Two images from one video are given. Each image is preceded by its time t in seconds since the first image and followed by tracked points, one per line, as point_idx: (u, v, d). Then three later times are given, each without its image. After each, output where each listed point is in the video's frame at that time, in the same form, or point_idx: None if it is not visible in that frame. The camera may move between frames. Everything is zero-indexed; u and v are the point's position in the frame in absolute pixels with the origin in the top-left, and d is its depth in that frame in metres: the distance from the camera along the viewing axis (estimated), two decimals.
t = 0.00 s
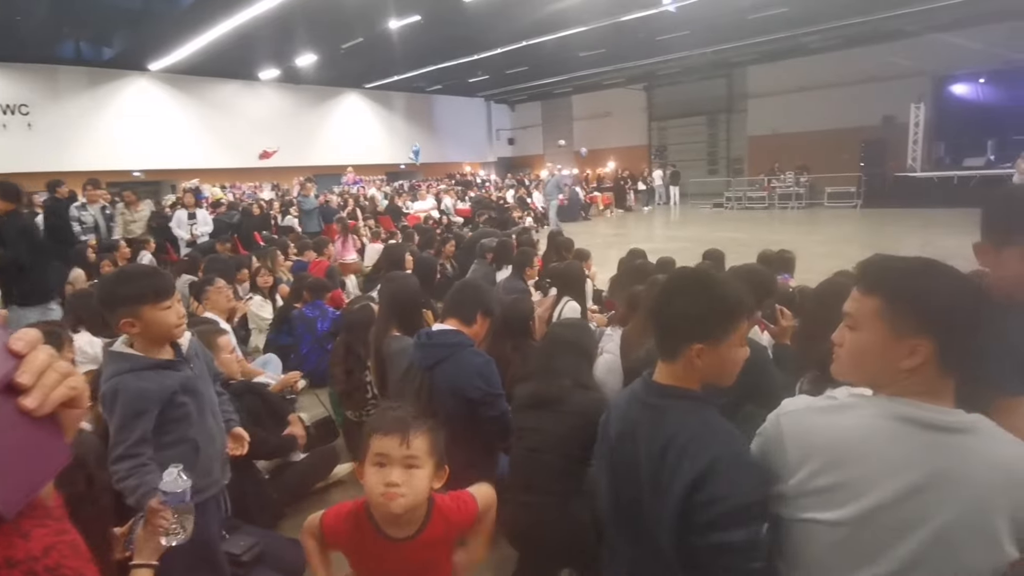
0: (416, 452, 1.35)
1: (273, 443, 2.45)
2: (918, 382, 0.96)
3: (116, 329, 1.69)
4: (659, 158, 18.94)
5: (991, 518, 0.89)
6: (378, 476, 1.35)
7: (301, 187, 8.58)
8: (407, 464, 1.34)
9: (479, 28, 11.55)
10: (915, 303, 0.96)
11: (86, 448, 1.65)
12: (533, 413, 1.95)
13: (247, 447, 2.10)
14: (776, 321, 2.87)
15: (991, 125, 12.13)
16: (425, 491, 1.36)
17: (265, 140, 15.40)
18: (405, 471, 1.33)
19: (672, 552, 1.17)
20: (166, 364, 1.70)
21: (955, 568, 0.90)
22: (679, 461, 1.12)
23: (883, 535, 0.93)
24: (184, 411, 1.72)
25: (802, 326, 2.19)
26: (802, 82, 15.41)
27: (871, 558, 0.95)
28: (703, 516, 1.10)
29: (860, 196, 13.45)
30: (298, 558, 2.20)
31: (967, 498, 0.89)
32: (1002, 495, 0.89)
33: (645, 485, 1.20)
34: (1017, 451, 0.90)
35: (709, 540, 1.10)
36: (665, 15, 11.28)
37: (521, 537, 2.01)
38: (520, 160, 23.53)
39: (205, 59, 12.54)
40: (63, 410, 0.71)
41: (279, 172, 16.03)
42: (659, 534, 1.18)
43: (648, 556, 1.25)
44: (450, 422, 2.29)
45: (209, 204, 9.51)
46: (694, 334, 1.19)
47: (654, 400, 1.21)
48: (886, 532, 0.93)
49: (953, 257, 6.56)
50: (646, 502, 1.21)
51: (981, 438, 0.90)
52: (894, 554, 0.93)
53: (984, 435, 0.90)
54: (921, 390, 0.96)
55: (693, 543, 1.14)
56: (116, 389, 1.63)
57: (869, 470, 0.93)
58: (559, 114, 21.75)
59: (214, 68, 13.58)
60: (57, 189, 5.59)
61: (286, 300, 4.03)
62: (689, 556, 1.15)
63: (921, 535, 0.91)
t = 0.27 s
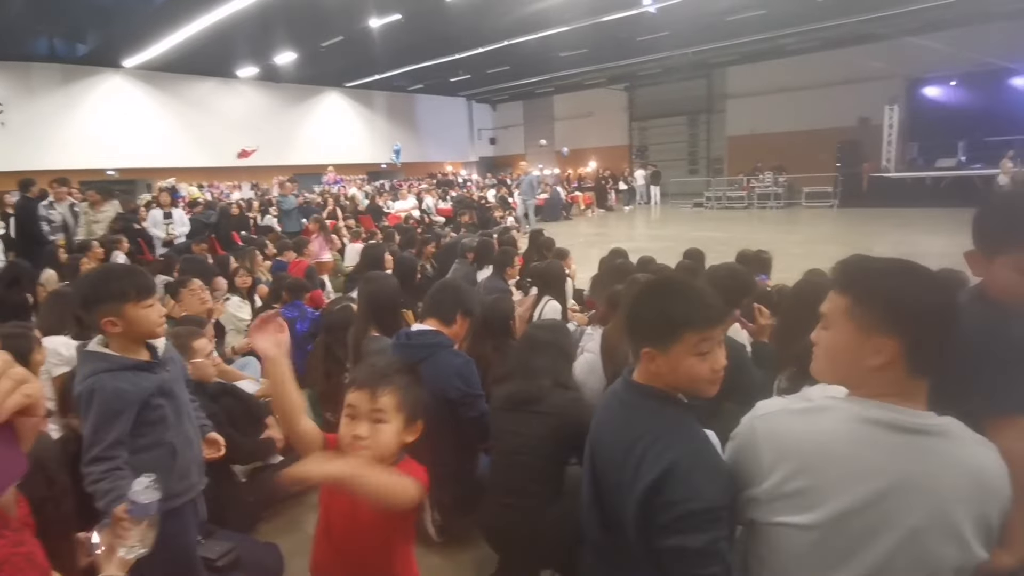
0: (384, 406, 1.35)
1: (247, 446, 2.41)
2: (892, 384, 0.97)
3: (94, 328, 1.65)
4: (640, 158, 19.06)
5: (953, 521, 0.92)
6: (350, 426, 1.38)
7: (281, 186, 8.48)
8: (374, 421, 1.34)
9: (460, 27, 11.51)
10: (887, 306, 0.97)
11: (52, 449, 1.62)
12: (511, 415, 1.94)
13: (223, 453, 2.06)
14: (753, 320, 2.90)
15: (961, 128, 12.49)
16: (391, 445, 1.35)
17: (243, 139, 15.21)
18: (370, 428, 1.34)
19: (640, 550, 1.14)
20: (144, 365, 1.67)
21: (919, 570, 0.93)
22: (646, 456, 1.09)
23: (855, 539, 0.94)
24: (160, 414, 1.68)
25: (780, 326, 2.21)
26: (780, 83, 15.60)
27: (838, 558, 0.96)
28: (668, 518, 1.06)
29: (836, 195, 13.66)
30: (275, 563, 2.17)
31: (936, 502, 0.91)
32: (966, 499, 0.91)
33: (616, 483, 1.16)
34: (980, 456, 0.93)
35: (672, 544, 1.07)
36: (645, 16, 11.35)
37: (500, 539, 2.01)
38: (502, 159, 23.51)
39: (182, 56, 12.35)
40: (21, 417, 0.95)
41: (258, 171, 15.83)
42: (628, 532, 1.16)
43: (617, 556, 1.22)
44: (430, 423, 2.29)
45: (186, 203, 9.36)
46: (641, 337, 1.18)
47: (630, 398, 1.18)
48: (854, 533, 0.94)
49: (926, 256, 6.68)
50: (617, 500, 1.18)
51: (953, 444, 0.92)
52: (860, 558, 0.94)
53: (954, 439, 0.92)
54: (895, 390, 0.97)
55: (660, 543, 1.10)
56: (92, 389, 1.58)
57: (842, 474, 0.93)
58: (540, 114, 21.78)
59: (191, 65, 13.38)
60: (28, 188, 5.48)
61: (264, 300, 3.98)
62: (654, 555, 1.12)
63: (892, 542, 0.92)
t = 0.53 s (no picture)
0: (357, 400, 1.37)
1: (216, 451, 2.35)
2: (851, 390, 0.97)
3: (62, 328, 1.59)
4: (617, 158, 19.19)
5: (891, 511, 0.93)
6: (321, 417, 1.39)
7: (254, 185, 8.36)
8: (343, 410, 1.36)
9: (437, 26, 11.47)
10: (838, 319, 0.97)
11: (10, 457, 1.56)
12: (485, 417, 1.93)
13: (190, 460, 2.01)
14: (727, 318, 2.92)
15: (927, 130, 12.83)
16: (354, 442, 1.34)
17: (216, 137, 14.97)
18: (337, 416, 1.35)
19: (617, 553, 1.12)
20: (111, 369, 1.62)
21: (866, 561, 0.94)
22: (626, 456, 1.08)
23: (802, 528, 0.95)
24: (127, 419, 1.64)
25: (754, 325, 2.23)
26: (753, 84, 15.83)
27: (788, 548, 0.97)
28: (651, 521, 1.04)
29: (808, 195, 13.90)
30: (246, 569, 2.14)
31: (876, 492, 0.93)
32: (904, 489, 0.93)
33: (592, 485, 1.15)
34: (923, 447, 0.94)
35: (656, 547, 1.04)
36: (622, 16, 11.42)
37: (475, 541, 2.00)
38: (479, 159, 23.47)
39: (153, 52, 12.10)
40: None
41: (231, 170, 15.58)
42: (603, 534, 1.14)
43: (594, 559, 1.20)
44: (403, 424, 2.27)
45: (156, 202, 9.18)
46: (617, 332, 1.18)
47: (607, 397, 1.17)
48: (801, 525, 0.96)
49: (895, 255, 6.82)
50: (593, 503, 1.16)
51: (893, 436, 0.94)
52: (809, 546, 0.95)
53: (896, 432, 0.94)
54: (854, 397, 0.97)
55: (638, 546, 1.08)
56: (56, 392, 1.54)
57: (786, 467, 0.96)
58: (518, 113, 21.79)
59: (162, 62, 13.11)
60: None
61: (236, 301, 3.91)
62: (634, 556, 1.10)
63: (835, 529, 0.94)
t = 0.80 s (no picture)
0: (322, 392, 1.34)
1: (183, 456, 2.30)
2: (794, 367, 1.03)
3: (19, 332, 1.54)
4: (591, 158, 19.31)
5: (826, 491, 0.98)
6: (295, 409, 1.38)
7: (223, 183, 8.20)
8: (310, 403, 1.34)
9: (411, 25, 11.40)
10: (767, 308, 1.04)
11: None
12: (456, 418, 1.93)
13: (156, 466, 1.97)
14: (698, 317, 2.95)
15: (891, 133, 13.18)
16: (326, 435, 1.33)
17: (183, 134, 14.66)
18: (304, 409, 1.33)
19: (589, 552, 1.12)
20: (73, 372, 1.57)
21: (812, 537, 0.99)
22: (598, 456, 1.07)
23: (746, 509, 1.00)
24: (88, 424, 1.60)
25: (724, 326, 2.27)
26: (724, 87, 16.08)
27: (734, 530, 1.02)
28: (618, 525, 1.03)
29: (778, 196, 14.17)
30: None
31: (812, 472, 0.98)
32: (837, 468, 0.98)
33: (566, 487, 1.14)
34: (854, 428, 1.00)
35: (623, 549, 1.03)
36: (595, 17, 11.48)
37: (448, 543, 2.00)
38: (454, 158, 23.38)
39: (118, 47, 11.81)
40: None
41: (199, 169, 15.26)
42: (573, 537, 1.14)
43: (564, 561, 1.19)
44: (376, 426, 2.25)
45: (120, 201, 8.94)
46: (590, 331, 1.22)
47: (585, 396, 1.16)
48: (746, 507, 1.00)
49: (860, 254, 6.99)
50: (567, 506, 1.15)
51: (828, 417, 1.00)
52: (760, 525, 1.00)
53: (828, 413, 1.00)
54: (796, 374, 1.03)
55: (611, 547, 1.08)
56: (15, 395, 1.49)
57: (733, 449, 1.01)
58: (492, 113, 21.78)
59: (128, 57, 12.79)
60: None
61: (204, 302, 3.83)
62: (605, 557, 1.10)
63: (779, 508, 0.99)
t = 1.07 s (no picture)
0: (319, 402, 1.35)
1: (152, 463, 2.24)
2: (755, 356, 1.11)
3: None
4: (565, 158, 19.39)
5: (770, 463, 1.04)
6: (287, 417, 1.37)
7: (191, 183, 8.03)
8: (308, 414, 1.35)
9: (383, 24, 11.31)
10: (719, 301, 1.12)
11: None
12: (430, 418, 1.93)
13: (122, 474, 1.93)
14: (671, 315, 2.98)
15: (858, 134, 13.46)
16: (324, 443, 1.35)
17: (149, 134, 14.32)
18: (303, 421, 1.34)
19: (564, 553, 1.13)
20: (35, 378, 1.54)
21: (764, 510, 1.04)
22: (571, 458, 1.08)
23: (701, 486, 1.05)
24: (51, 432, 1.55)
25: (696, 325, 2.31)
26: (696, 88, 16.27)
27: (693, 511, 1.07)
28: (592, 525, 1.05)
29: (749, 195, 14.39)
30: None
31: (755, 446, 1.04)
32: (777, 440, 1.04)
33: (538, 488, 1.15)
34: (789, 399, 1.07)
35: (597, 548, 1.05)
36: (569, 18, 11.52)
37: (423, 546, 1.99)
38: (429, 158, 23.26)
39: (80, 45, 11.50)
40: None
41: (166, 169, 14.91)
42: (547, 538, 1.15)
43: (540, 567, 1.20)
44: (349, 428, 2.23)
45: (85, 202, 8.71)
46: (574, 331, 1.18)
47: (557, 397, 1.16)
48: (700, 485, 1.06)
49: (829, 253, 7.13)
50: (539, 507, 1.16)
51: (764, 392, 1.06)
52: (714, 502, 1.05)
53: (762, 387, 1.07)
54: (756, 363, 1.11)
55: (585, 546, 1.09)
56: None
57: (680, 430, 1.07)
58: (467, 113, 21.73)
59: (90, 55, 12.46)
60: None
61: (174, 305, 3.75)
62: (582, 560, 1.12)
63: (728, 482, 1.05)
